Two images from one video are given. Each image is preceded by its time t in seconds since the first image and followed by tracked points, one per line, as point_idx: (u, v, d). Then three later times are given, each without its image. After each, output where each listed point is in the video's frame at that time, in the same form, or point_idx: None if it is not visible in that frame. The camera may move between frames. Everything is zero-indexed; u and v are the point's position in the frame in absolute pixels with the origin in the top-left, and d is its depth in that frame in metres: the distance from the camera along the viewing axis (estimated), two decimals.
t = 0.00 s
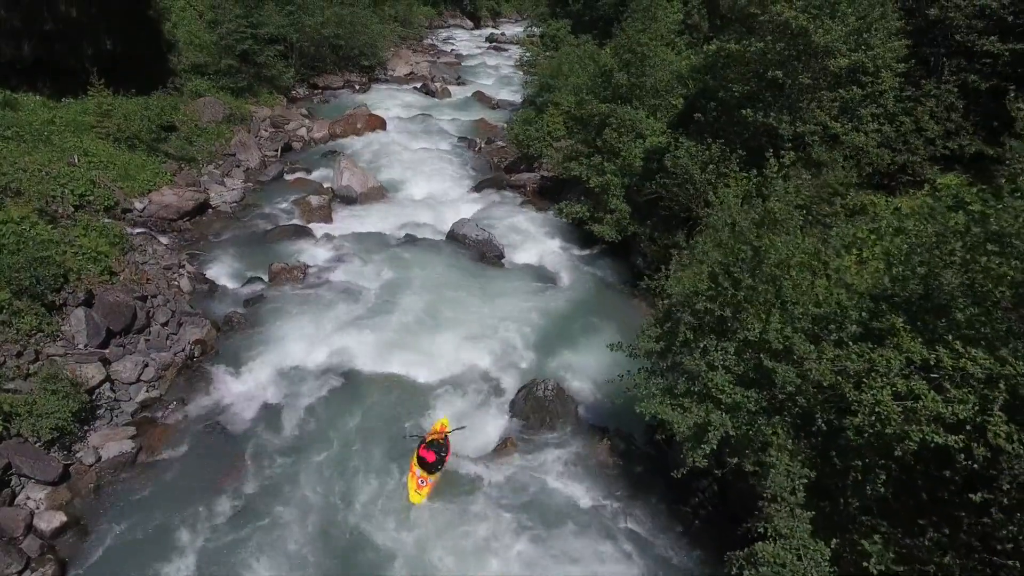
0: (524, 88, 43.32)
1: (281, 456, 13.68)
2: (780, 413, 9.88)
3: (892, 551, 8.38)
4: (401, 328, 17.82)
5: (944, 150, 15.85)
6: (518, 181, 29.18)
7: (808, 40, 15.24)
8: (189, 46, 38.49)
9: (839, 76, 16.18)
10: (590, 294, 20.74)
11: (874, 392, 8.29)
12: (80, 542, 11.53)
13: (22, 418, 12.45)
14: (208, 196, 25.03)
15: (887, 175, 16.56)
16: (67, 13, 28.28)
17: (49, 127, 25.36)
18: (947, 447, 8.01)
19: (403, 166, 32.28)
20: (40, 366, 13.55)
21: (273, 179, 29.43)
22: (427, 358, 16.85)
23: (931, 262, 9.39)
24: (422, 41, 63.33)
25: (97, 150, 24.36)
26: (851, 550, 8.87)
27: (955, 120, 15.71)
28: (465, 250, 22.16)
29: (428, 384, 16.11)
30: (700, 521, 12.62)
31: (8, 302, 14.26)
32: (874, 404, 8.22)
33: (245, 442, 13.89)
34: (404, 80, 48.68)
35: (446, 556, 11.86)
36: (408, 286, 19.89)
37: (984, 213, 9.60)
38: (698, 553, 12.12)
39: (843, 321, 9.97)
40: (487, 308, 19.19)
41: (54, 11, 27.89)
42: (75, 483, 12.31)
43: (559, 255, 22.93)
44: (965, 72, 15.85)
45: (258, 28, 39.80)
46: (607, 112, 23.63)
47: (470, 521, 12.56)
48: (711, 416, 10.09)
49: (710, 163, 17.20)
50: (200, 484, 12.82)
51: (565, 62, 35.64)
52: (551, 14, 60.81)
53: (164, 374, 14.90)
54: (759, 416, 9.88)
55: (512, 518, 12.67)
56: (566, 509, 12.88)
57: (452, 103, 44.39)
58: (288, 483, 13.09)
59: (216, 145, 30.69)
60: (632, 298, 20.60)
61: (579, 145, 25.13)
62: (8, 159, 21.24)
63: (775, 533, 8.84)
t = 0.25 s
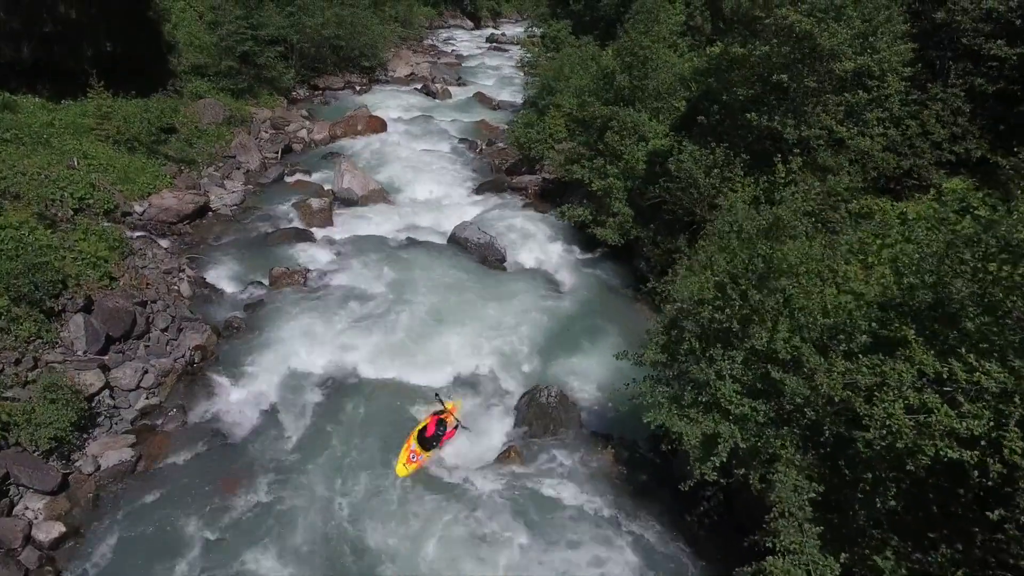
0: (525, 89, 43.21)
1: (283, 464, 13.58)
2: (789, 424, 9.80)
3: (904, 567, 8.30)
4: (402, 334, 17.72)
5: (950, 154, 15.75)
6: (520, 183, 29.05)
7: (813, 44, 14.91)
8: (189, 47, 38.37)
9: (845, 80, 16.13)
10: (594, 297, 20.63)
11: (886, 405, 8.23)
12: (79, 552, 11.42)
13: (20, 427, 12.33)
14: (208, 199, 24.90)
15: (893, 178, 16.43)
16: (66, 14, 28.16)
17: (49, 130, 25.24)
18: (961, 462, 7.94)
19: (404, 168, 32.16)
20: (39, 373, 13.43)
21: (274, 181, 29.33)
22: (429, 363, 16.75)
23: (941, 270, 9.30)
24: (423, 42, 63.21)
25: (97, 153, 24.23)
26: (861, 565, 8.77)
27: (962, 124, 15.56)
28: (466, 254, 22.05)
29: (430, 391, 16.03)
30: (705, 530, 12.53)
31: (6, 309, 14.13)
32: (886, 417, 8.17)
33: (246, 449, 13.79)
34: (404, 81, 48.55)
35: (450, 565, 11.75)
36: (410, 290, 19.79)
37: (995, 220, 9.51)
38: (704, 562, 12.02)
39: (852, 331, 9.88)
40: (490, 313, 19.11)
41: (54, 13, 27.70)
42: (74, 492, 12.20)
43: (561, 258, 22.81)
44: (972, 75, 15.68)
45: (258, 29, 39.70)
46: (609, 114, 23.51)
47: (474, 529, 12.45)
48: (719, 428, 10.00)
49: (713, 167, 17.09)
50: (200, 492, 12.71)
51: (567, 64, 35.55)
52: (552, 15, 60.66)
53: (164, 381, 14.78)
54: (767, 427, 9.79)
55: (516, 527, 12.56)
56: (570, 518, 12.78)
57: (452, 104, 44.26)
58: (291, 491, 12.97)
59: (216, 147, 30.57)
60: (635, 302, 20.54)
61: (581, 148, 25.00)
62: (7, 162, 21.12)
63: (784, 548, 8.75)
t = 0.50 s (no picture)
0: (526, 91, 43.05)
1: (285, 474, 13.45)
2: (799, 438, 9.68)
3: None
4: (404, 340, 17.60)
5: (957, 160, 15.62)
6: (521, 187, 28.90)
7: (819, 48, 14.73)
8: (189, 49, 38.20)
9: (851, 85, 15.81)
10: (598, 302, 20.50)
11: (899, 424, 8.21)
12: (78, 566, 11.28)
13: (18, 439, 12.18)
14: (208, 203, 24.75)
15: (898, 184, 16.33)
16: (66, 17, 28.00)
17: (48, 133, 25.08)
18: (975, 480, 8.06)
19: (405, 170, 32.02)
20: (37, 383, 13.27)
21: (274, 184, 29.18)
22: (432, 370, 16.62)
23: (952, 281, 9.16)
24: (423, 43, 63.00)
25: (96, 157, 24.07)
26: None
27: (969, 129, 15.44)
28: (468, 258, 21.92)
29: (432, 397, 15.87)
30: (712, 543, 12.41)
31: (4, 317, 13.97)
32: (899, 437, 8.19)
33: (247, 460, 13.64)
34: (405, 82, 48.39)
35: None
36: (411, 296, 19.67)
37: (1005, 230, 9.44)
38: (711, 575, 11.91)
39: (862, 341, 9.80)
40: (492, 318, 18.98)
41: (53, 15, 27.64)
42: (73, 505, 12.05)
43: (564, 263, 22.68)
44: (979, 81, 15.51)
45: (258, 30, 39.55)
46: (611, 118, 23.38)
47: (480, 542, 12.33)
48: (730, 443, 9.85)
49: (718, 172, 16.94)
50: (201, 504, 12.57)
51: (568, 66, 35.41)
52: (552, 15, 60.50)
53: (164, 389, 14.63)
54: (778, 441, 9.67)
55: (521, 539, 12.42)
56: (575, 529, 12.64)
57: (453, 106, 44.12)
58: (294, 502, 12.85)
59: (216, 150, 30.43)
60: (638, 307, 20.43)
61: (583, 151, 24.87)
62: (6, 166, 20.96)
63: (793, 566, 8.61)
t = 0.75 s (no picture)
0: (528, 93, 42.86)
1: (286, 486, 13.30)
2: (811, 455, 9.60)
3: None
4: (406, 348, 17.43)
5: (965, 166, 15.45)
6: (523, 191, 28.71)
7: (826, 53, 14.54)
8: (189, 51, 38.02)
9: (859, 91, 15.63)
10: (601, 309, 20.33)
11: (917, 448, 8.08)
12: None
13: (14, 453, 12.00)
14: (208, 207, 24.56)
15: (906, 191, 16.22)
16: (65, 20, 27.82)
17: (46, 137, 24.89)
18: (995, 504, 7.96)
19: (406, 173, 31.84)
20: (34, 394, 13.09)
21: (274, 188, 29.02)
22: (434, 379, 16.45)
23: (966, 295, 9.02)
24: (423, 44, 62.83)
25: (95, 161, 23.89)
26: None
27: (978, 135, 15.32)
28: (470, 264, 21.74)
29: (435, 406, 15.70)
30: (719, 558, 12.26)
31: None
32: (917, 460, 8.04)
33: (248, 472, 13.47)
34: (405, 84, 48.23)
35: None
36: (413, 302, 19.49)
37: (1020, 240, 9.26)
38: None
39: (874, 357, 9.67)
40: (495, 326, 18.80)
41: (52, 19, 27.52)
42: (70, 519, 11.89)
43: (567, 268, 22.52)
44: (987, 87, 15.40)
45: (258, 32, 39.38)
46: (614, 122, 23.23)
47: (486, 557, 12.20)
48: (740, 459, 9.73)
49: (723, 178, 16.77)
50: (200, 518, 12.40)
51: (570, 69, 35.23)
52: (553, 16, 60.34)
53: (163, 400, 14.47)
54: (790, 458, 9.57)
55: (527, 554, 12.27)
56: (581, 544, 12.49)
57: (454, 107, 43.96)
58: (296, 515, 12.70)
59: (216, 153, 30.27)
60: (642, 314, 20.27)
61: (586, 155, 24.70)
62: (3, 172, 20.77)
63: None
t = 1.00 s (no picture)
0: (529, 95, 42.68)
1: (286, 500, 13.09)
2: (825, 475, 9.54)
3: None
4: (408, 358, 17.24)
5: (975, 174, 15.27)
6: (525, 195, 28.50)
7: (834, 60, 14.33)
8: (188, 53, 37.79)
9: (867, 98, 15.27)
10: (605, 317, 20.15)
11: (938, 474, 8.03)
12: None
13: (10, 469, 11.79)
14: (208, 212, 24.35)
15: (914, 198, 16.07)
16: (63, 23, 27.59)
17: (44, 141, 24.67)
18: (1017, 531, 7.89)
19: (407, 177, 31.65)
20: (30, 408, 12.88)
21: (275, 192, 28.83)
22: (436, 389, 16.26)
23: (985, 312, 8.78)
24: (424, 45, 62.61)
25: (94, 166, 23.67)
26: None
27: (987, 143, 15.16)
28: (472, 270, 21.55)
29: (438, 418, 15.53)
30: None
31: None
32: (937, 487, 8.01)
33: (248, 486, 13.28)
34: (406, 86, 48.01)
35: None
36: (415, 311, 19.31)
37: None
38: None
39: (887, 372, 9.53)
40: (497, 335, 18.62)
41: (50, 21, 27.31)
42: (66, 536, 11.67)
43: (569, 274, 22.34)
44: (997, 93, 15.22)
45: (258, 34, 39.15)
46: (618, 127, 23.04)
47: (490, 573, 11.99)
48: (755, 481, 9.68)
49: (729, 186, 16.56)
50: (199, 534, 12.19)
51: (572, 72, 35.03)
52: (554, 17, 60.16)
53: (162, 412, 14.26)
54: (803, 478, 9.54)
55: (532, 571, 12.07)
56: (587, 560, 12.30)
57: (455, 109, 43.75)
58: (297, 530, 12.50)
59: (216, 157, 30.07)
60: (645, 322, 20.10)
61: (589, 160, 24.52)
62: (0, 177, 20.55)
63: None
